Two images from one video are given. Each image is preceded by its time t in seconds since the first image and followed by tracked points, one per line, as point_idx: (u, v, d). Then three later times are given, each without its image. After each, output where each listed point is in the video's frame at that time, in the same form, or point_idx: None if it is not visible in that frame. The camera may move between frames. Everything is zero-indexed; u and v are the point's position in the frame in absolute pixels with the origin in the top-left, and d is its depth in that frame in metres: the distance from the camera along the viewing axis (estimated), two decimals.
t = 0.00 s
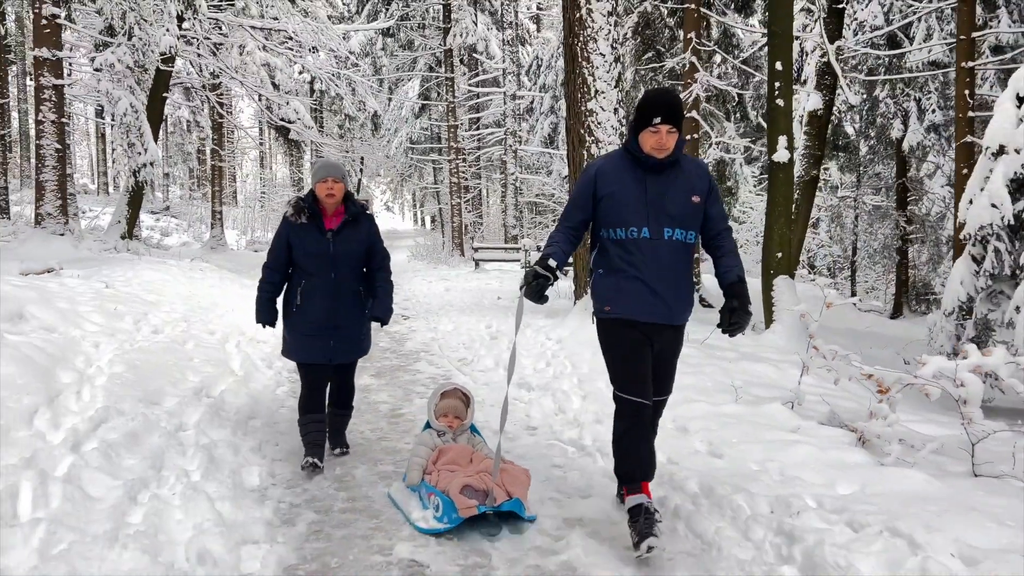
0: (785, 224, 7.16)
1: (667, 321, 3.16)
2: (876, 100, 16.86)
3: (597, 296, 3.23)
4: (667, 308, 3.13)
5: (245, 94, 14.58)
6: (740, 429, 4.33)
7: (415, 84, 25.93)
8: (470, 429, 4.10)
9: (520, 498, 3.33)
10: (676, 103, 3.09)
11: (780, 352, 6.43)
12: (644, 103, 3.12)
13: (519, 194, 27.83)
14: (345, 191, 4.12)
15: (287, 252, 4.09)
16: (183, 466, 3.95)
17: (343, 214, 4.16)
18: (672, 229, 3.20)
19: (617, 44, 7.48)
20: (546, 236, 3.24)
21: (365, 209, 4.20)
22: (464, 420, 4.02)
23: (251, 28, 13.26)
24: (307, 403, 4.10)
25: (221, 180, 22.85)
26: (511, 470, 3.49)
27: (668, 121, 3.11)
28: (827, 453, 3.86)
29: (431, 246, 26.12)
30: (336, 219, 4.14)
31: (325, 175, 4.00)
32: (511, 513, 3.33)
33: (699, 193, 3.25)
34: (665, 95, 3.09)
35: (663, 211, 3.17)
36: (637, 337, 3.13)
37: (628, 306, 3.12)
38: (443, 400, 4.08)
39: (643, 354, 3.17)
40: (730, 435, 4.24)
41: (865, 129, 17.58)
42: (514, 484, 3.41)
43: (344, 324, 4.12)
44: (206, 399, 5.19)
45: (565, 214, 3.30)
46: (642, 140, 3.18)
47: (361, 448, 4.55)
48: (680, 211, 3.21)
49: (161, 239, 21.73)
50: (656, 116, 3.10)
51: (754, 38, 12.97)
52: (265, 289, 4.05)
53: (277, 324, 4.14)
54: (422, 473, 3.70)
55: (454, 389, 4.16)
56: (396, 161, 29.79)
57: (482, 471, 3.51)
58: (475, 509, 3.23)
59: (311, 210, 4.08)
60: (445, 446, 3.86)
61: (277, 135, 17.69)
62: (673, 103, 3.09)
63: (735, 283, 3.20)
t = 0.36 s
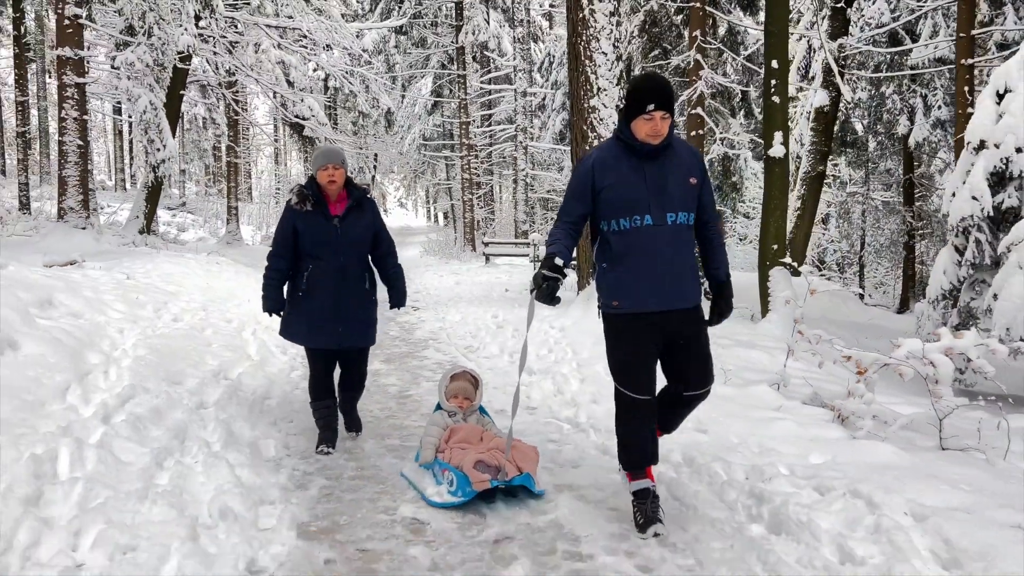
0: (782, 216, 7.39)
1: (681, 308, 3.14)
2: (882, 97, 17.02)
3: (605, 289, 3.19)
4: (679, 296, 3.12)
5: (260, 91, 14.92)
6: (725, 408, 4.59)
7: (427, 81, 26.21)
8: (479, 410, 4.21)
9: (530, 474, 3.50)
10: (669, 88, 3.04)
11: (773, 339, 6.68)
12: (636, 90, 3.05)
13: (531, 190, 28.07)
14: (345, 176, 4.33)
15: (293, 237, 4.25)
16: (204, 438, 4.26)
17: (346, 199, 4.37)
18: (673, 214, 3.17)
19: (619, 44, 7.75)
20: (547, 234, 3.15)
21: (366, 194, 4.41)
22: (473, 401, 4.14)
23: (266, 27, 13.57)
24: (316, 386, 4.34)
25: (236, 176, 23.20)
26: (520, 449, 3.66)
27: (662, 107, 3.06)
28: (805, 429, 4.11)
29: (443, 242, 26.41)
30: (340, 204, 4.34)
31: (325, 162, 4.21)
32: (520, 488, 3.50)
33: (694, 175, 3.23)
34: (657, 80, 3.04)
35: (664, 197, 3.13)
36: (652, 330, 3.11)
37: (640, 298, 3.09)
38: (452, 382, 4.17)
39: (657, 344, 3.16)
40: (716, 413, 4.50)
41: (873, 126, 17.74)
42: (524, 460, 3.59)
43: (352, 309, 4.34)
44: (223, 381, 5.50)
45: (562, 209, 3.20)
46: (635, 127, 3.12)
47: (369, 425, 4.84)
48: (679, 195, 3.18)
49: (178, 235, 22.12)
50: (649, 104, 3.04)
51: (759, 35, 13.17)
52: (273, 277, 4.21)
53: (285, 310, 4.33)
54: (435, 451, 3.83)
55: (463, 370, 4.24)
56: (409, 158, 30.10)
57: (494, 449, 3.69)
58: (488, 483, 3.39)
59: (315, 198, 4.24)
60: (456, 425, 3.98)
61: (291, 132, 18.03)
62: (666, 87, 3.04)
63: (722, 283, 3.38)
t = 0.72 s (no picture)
0: (777, 214, 7.61)
1: (678, 302, 3.23)
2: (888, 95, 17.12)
3: (603, 285, 3.30)
4: (676, 291, 3.21)
5: (274, 91, 15.22)
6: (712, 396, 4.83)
7: (438, 80, 26.44)
8: (487, 402, 4.42)
9: (537, 462, 3.62)
10: (670, 89, 3.12)
11: (766, 332, 6.92)
12: (638, 90, 3.14)
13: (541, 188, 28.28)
14: (362, 179, 4.38)
15: (306, 236, 4.37)
16: (220, 423, 4.54)
17: (361, 202, 4.45)
18: (671, 212, 3.26)
19: (620, 46, 7.98)
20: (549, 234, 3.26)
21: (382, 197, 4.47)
22: (481, 393, 4.34)
23: (279, 27, 13.84)
24: (328, 382, 4.49)
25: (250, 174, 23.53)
26: (527, 440, 3.81)
27: (663, 107, 3.15)
28: (786, 415, 4.35)
29: (454, 239, 26.67)
30: (354, 207, 4.42)
31: (344, 166, 4.28)
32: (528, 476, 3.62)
33: (694, 174, 3.33)
34: (659, 81, 3.13)
35: (663, 195, 3.23)
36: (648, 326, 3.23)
37: (636, 294, 3.21)
38: (461, 374, 4.40)
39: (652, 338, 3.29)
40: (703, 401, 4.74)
41: (879, 123, 17.88)
42: (531, 450, 3.72)
43: (361, 310, 4.40)
44: (238, 371, 5.78)
45: (564, 207, 3.30)
46: (636, 127, 3.21)
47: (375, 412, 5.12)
48: (677, 193, 3.27)
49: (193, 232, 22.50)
50: (650, 104, 3.13)
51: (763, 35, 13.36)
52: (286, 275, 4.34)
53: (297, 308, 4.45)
54: (445, 441, 3.98)
55: (472, 364, 4.48)
56: (421, 155, 30.37)
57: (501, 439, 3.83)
58: (497, 472, 3.51)
59: (330, 200, 4.36)
60: (465, 417, 4.16)
61: (304, 130, 18.32)
62: (667, 89, 3.13)
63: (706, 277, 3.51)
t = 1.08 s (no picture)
0: (769, 215, 7.86)
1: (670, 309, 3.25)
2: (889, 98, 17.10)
3: (605, 281, 3.36)
4: (667, 296, 3.22)
5: (283, 94, 15.49)
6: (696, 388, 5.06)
7: (447, 82, 26.68)
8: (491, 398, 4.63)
9: (539, 459, 3.68)
10: (690, 93, 3.12)
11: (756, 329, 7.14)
12: (659, 91, 3.16)
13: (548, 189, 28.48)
14: (376, 175, 4.32)
15: (317, 230, 4.35)
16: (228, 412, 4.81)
17: (373, 197, 4.36)
18: (679, 217, 3.27)
19: (617, 52, 8.21)
20: (558, 228, 3.37)
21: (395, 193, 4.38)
22: (485, 389, 4.56)
23: (289, 31, 14.09)
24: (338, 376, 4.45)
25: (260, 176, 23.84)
26: (529, 435, 3.86)
27: (681, 112, 3.16)
28: (763, 406, 4.57)
29: (462, 240, 26.92)
30: (366, 202, 4.35)
31: (356, 162, 4.21)
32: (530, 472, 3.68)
33: (711, 181, 3.30)
34: (678, 85, 3.13)
35: (671, 198, 3.24)
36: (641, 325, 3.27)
37: (628, 294, 3.26)
38: (466, 371, 4.60)
39: (642, 341, 3.32)
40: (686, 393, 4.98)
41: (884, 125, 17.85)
42: (533, 447, 3.78)
43: (369, 306, 4.35)
44: (245, 365, 6.04)
45: (578, 201, 3.39)
46: (655, 128, 3.24)
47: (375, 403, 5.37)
48: (688, 199, 3.26)
49: (204, 233, 22.84)
50: (668, 107, 3.16)
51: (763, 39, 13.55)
52: (295, 268, 4.35)
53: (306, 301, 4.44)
54: (450, 438, 4.05)
55: (476, 361, 4.67)
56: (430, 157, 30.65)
57: (504, 436, 3.88)
58: (499, 468, 3.58)
59: (341, 194, 4.31)
60: (469, 413, 4.33)
61: (313, 133, 18.59)
62: (686, 93, 3.13)
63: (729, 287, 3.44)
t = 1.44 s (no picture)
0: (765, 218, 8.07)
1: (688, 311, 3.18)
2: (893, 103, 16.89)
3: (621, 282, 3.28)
4: (687, 297, 3.16)
5: (293, 98, 15.72)
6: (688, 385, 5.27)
7: (455, 85, 26.91)
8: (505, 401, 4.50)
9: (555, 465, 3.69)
10: (705, 91, 3.10)
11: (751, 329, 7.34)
12: (674, 91, 3.14)
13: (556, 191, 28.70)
14: (379, 183, 4.26)
15: (323, 240, 4.24)
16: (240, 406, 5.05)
17: (377, 206, 4.30)
18: (697, 217, 3.21)
19: (617, 59, 8.42)
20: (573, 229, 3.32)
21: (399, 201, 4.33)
22: (500, 394, 4.40)
23: (299, 36, 14.34)
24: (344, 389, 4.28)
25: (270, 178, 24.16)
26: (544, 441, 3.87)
27: (697, 110, 3.12)
28: (750, 402, 4.78)
29: (470, 242, 27.17)
30: (371, 211, 4.28)
31: (359, 169, 4.14)
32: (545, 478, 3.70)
33: (727, 181, 3.24)
34: (693, 84, 3.11)
35: (688, 199, 3.19)
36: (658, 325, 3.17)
37: (647, 293, 3.18)
38: (480, 375, 4.43)
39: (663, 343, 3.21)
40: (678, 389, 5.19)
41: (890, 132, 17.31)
42: (548, 452, 3.81)
43: (377, 315, 4.28)
44: (256, 362, 6.29)
45: (593, 203, 3.35)
46: (670, 128, 3.20)
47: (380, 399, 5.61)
48: (706, 198, 3.20)
49: (215, 235, 23.17)
50: (683, 106, 3.12)
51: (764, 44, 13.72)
52: (301, 280, 4.21)
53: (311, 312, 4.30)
54: (464, 442, 4.10)
55: (490, 365, 4.50)
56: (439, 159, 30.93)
57: (519, 441, 3.91)
58: (516, 474, 3.59)
59: (346, 203, 4.21)
60: (483, 418, 4.27)
61: (324, 136, 18.87)
62: (701, 92, 3.10)
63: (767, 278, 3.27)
